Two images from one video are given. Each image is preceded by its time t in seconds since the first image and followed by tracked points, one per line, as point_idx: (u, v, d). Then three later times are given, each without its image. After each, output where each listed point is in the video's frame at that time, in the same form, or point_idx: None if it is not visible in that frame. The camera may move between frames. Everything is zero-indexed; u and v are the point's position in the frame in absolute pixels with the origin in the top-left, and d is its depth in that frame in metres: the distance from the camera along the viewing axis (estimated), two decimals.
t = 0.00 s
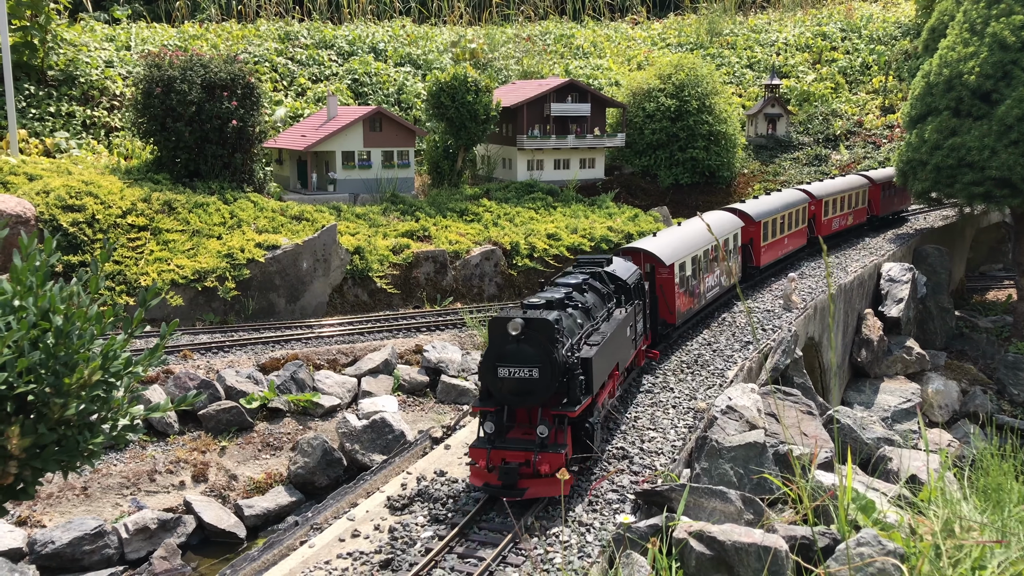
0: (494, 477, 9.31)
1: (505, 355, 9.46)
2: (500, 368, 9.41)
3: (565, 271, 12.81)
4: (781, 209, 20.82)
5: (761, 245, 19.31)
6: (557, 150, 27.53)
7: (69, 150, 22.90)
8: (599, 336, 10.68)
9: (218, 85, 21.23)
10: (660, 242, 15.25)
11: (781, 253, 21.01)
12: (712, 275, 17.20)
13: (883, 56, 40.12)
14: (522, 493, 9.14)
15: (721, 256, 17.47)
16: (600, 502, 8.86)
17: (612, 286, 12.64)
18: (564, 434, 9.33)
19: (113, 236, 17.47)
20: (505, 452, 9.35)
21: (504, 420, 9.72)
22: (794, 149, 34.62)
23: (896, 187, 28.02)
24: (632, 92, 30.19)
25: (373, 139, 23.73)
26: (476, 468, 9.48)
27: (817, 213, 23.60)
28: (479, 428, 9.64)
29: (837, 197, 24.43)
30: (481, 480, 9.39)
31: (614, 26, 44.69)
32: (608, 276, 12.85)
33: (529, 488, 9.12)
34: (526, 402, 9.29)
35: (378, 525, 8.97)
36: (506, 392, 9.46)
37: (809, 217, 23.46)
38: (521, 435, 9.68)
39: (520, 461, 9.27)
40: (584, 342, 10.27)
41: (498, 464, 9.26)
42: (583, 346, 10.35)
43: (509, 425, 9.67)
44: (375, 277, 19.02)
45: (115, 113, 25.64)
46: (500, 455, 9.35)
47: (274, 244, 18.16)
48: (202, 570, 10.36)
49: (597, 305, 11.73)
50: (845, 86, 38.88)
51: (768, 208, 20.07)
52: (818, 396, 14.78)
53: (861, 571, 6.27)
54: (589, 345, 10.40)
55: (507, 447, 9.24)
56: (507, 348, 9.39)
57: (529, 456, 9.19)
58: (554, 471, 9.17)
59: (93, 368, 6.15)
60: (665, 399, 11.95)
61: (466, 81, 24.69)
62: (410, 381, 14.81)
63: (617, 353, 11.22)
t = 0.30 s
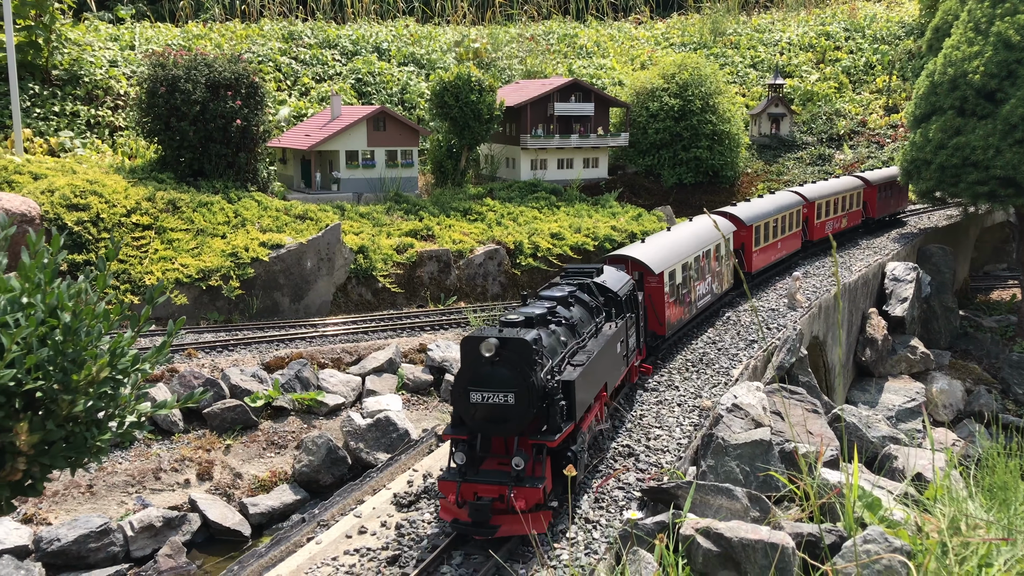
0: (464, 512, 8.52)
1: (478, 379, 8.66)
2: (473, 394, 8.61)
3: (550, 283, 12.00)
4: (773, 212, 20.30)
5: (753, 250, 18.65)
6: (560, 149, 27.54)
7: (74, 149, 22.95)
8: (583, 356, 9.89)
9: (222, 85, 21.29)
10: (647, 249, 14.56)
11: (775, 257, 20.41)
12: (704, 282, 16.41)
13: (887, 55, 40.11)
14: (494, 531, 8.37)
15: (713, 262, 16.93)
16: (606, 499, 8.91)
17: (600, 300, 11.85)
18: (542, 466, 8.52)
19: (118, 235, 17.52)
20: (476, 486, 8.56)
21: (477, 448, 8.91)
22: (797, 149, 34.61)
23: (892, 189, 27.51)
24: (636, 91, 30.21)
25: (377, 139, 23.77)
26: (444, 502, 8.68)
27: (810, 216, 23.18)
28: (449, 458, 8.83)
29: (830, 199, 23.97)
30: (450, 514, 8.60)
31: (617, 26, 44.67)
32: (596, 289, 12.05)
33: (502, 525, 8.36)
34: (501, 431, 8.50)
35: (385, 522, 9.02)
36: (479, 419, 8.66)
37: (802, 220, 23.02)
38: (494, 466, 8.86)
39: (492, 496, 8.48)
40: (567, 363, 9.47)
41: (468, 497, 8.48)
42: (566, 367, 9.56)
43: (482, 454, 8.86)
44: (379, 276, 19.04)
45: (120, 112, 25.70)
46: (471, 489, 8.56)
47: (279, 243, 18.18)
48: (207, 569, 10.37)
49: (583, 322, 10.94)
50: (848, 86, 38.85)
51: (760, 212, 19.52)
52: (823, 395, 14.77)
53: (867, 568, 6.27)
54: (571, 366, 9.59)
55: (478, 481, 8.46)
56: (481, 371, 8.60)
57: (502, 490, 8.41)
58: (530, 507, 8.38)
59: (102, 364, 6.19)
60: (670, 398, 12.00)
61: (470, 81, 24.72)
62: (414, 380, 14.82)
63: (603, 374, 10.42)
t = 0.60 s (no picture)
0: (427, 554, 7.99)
1: (444, 406, 8.00)
2: (438, 422, 7.96)
3: (535, 295, 11.33)
4: (766, 216, 19.86)
5: (744, 254, 18.31)
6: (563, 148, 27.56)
7: (77, 148, 22.98)
8: (565, 379, 9.21)
9: (225, 84, 21.33)
10: (637, 257, 13.98)
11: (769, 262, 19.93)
12: (696, 290, 15.78)
13: (890, 54, 40.13)
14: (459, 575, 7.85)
15: (705, 269, 16.39)
16: (612, 496, 8.96)
17: (589, 315, 11.16)
18: (515, 504, 7.90)
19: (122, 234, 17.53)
20: (441, 525, 8.00)
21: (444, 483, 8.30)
22: (800, 148, 34.62)
23: (887, 190, 27.13)
24: (639, 91, 30.26)
25: (380, 138, 23.81)
26: (406, 540, 8.14)
27: (804, 218, 22.79)
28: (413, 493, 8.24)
29: (824, 201, 23.64)
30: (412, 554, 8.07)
31: (619, 25, 44.65)
32: (584, 301, 11.37)
33: (465, 568, 7.85)
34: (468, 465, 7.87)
35: (392, 519, 9.08)
36: (445, 450, 8.03)
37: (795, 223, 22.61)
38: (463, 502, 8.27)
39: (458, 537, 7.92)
40: (544, 388, 8.81)
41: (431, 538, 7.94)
42: (546, 391, 8.89)
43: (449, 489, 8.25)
44: (383, 275, 19.07)
45: (123, 111, 25.73)
46: (435, 529, 8.01)
47: (282, 242, 18.20)
48: (212, 567, 10.38)
49: (567, 340, 10.26)
50: (851, 85, 38.86)
51: (752, 215, 19.01)
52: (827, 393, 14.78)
53: (874, 565, 6.27)
54: (550, 390, 8.93)
55: (443, 521, 7.89)
56: (447, 397, 7.95)
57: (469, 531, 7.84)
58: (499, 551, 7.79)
59: (110, 361, 6.21)
60: (675, 396, 12.09)
61: (473, 80, 24.76)
62: (418, 379, 14.82)
63: (588, 397, 9.76)
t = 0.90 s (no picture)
0: None
1: (392, 441, 7.63)
2: (385, 459, 7.61)
3: (513, 309, 10.84)
4: (758, 219, 19.33)
5: (732, 260, 17.95)
6: (565, 147, 27.56)
7: (79, 147, 23.01)
8: (533, 406, 8.70)
9: (227, 83, 21.36)
10: (625, 265, 13.45)
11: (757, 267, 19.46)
12: (686, 299, 15.23)
13: (892, 54, 40.11)
14: None
15: (694, 276, 15.81)
16: (615, 493, 9.07)
17: (568, 331, 10.63)
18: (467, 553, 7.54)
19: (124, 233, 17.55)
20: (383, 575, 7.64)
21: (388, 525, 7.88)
22: (802, 148, 34.61)
23: (881, 190, 26.75)
24: (641, 90, 30.27)
25: (382, 137, 23.81)
26: None
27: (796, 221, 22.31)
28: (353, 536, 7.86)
29: (815, 204, 23.20)
30: None
31: (621, 25, 44.60)
32: (565, 317, 10.88)
33: None
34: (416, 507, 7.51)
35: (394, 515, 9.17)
36: (391, 489, 7.67)
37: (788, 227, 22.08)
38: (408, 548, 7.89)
39: None
40: (507, 418, 8.36)
41: None
42: (510, 420, 8.42)
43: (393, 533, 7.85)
44: (384, 275, 19.08)
45: (125, 110, 25.78)
46: None
47: (284, 241, 18.22)
48: (213, 565, 10.38)
49: (540, 360, 9.75)
50: (853, 85, 38.81)
51: (743, 219, 18.49)
52: (829, 392, 14.80)
53: (877, 563, 6.24)
54: (514, 420, 8.46)
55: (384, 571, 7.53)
56: (393, 431, 7.57)
57: None
58: None
59: (112, 358, 6.22)
60: (677, 394, 12.20)
61: (475, 79, 24.78)
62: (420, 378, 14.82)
63: (560, 425, 9.27)
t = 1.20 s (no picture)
0: None
1: (308, 484, 6.81)
2: (298, 504, 6.79)
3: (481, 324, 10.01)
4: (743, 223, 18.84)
5: (720, 265, 17.17)
6: (566, 146, 27.53)
7: (80, 146, 23.03)
8: (480, 441, 7.75)
9: (228, 82, 21.36)
10: (609, 275, 12.67)
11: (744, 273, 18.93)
12: (672, 308, 14.47)
13: (894, 52, 40.04)
14: None
15: (679, 284, 15.02)
16: (614, 491, 9.10)
17: (540, 351, 9.73)
18: None
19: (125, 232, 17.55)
20: None
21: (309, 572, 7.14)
22: (803, 147, 34.56)
23: (872, 191, 26.21)
24: (642, 89, 30.24)
25: (383, 135, 23.79)
26: None
27: (786, 225, 21.67)
28: None
29: (805, 206, 22.64)
30: None
31: (622, 23, 44.53)
32: (537, 334, 9.96)
33: None
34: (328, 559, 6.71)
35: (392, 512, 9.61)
36: (305, 538, 6.85)
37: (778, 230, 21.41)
38: None
39: None
40: (450, 455, 7.46)
41: None
42: (452, 457, 7.49)
43: None
44: (385, 273, 19.06)
45: (126, 109, 25.79)
46: None
47: (285, 239, 18.20)
48: (213, 563, 10.34)
49: (500, 385, 8.84)
50: (855, 83, 38.72)
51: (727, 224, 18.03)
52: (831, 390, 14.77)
53: (876, 559, 6.19)
54: (458, 457, 7.54)
55: None
56: (308, 472, 6.77)
57: None
58: None
59: (110, 353, 6.21)
60: (677, 391, 12.20)
61: (475, 78, 24.76)
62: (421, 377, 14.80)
63: (517, 459, 8.34)
